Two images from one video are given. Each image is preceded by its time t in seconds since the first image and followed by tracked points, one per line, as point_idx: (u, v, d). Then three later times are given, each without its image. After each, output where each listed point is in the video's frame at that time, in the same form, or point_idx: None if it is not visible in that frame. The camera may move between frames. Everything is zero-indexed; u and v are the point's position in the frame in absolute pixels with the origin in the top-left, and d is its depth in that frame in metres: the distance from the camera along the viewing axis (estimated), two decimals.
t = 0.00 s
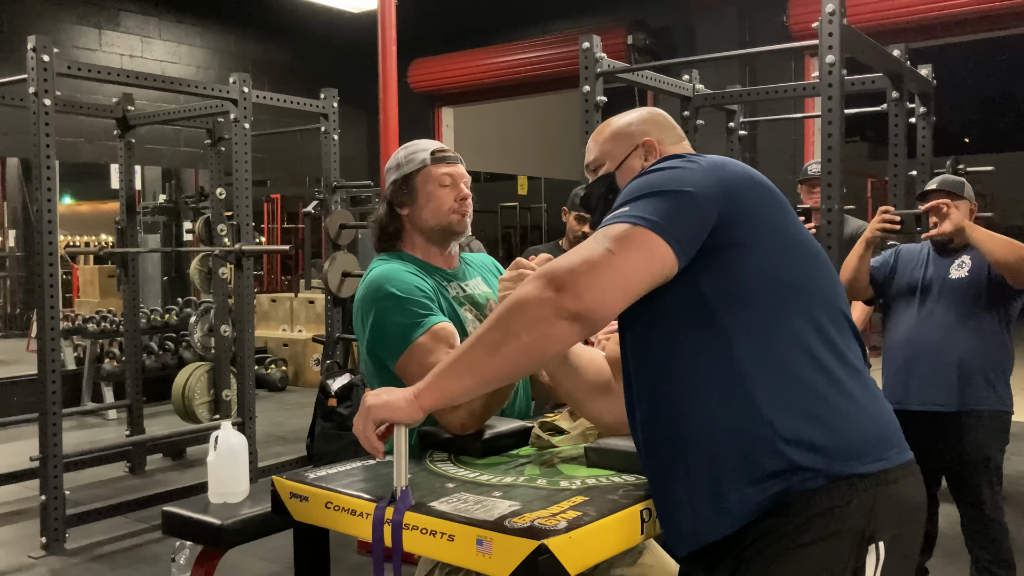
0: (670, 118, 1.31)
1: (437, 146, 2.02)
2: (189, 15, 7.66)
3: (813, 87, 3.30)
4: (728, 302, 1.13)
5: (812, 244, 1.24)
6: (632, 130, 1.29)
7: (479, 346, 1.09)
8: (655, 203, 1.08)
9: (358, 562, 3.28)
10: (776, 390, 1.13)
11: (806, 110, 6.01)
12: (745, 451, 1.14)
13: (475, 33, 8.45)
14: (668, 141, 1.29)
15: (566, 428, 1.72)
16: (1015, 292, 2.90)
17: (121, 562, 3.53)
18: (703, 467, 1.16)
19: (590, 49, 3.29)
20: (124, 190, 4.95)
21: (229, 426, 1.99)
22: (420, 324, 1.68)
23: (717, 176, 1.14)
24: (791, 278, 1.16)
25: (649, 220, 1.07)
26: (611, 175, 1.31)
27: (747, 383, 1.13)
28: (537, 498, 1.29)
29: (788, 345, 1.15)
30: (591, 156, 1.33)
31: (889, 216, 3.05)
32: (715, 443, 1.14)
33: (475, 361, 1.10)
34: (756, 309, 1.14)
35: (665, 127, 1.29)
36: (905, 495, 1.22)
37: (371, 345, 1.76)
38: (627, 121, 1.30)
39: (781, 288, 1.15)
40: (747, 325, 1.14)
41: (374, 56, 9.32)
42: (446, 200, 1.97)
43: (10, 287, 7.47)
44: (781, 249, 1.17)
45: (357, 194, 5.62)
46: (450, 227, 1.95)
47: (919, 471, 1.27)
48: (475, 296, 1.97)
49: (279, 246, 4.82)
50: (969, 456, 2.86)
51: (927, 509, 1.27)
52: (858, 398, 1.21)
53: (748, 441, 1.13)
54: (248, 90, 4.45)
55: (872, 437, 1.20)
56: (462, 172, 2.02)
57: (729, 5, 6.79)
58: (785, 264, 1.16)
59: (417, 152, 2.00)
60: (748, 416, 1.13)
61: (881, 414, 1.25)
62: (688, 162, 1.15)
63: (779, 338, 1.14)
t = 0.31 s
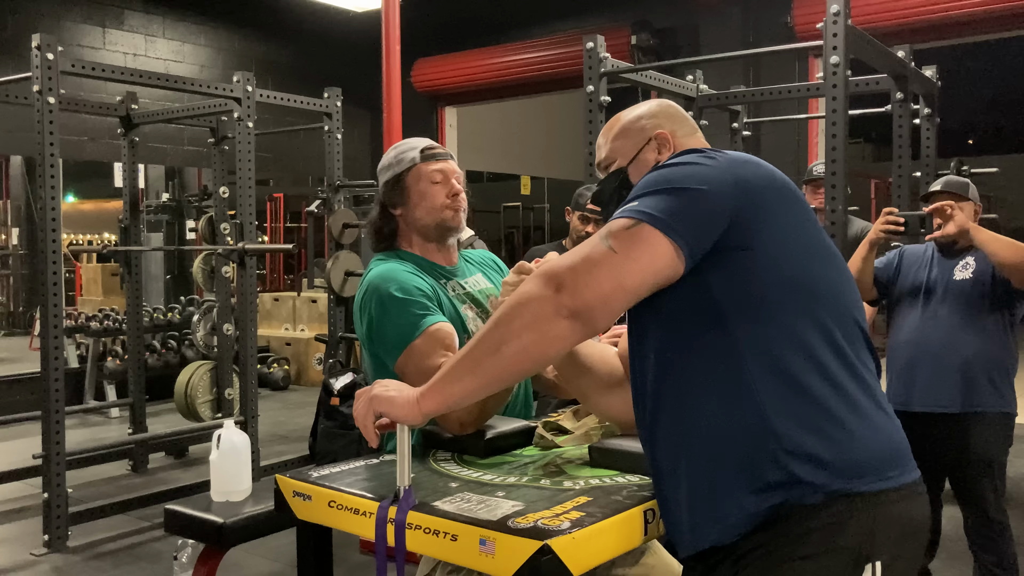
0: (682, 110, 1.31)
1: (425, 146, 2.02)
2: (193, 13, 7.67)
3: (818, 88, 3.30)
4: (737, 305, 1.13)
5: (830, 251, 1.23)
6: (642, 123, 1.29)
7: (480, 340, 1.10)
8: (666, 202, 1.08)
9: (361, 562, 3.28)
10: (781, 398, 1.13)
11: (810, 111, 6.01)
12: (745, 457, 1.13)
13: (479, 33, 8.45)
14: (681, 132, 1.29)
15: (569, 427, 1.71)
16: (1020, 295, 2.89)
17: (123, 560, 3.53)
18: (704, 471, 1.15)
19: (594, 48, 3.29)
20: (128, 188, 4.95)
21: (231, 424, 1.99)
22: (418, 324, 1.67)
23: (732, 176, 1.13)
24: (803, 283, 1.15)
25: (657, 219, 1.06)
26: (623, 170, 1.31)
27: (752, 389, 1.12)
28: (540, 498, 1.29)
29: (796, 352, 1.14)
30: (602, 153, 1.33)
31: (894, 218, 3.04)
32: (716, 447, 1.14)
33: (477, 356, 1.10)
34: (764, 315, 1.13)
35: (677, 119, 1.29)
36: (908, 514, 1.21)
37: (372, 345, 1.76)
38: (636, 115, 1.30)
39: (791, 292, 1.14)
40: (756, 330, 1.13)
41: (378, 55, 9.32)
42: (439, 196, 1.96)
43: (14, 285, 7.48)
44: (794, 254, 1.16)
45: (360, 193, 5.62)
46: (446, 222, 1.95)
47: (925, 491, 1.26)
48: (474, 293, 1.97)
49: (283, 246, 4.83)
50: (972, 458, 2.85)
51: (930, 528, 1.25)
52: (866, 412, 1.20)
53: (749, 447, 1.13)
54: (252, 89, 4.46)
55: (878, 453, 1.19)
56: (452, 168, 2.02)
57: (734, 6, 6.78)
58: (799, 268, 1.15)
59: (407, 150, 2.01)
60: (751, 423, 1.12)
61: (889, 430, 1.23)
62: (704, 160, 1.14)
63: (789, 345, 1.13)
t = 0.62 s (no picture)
0: (697, 105, 1.31)
1: (403, 143, 2.01)
2: (195, 13, 7.68)
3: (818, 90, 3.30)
4: (748, 319, 1.12)
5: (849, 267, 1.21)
6: (658, 120, 1.28)
7: (482, 340, 1.12)
8: (677, 212, 1.07)
9: (360, 562, 3.27)
10: (787, 414, 1.12)
11: (811, 112, 6.01)
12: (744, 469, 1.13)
13: (480, 34, 8.45)
14: (696, 129, 1.28)
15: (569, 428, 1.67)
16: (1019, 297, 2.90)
17: (123, 559, 3.53)
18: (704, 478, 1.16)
19: (594, 49, 3.29)
20: (129, 187, 4.95)
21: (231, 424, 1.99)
22: (420, 327, 1.67)
23: (746, 185, 1.12)
24: (818, 301, 1.13)
25: (665, 228, 1.06)
26: (640, 170, 1.30)
27: (756, 402, 1.12)
28: (540, 501, 1.29)
29: (805, 368, 1.12)
30: (615, 153, 1.33)
31: (893, 219, 3.05)
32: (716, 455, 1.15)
33: (478, 360, 1.12)
34: (774, 329, 1.12)
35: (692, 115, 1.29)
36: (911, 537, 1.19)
37: (374, 348, 1.76)
38: (651, 112, 1.29)
39: (804, 306, 1.12)
40: (766, 344, 1.12)
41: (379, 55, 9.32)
42: (423, 191, 1.96)
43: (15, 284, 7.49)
44: (808, 267, 1.14)
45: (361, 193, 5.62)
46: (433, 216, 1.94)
47: (930, 515, 1.23)
48: (472, 292, 1.95)
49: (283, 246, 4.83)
50: (972, 460, 2.85)
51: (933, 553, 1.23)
52: (875, 433, 1.19)
53: (750, 461, 1.13)
54: (253, 89, 4.46)
55: (883, 476, 1.17)
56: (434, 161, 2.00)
57: (735, 7, 6.78)
58: (814, 283, 1.14)
59: (385, 152, 1.99)
60: (753, 437, 1.12)
61: (897, 452, 1.21)
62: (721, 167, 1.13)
63: (798, 361, 1.12)
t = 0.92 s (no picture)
0: (731, 112, 1.20)
1: (420, 137, 1.92)
2: (195, 15, 7.68)
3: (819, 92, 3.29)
4: (765, 350, 1.04)
5: (885, 300, 1.12)
6: (688, 128, 1.18)
7: (487, 350, 1.10)
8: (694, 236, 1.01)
9: (360, 563, 3.28)
10: (802, 450, 1.04)
11: (811, 114, 6.02)
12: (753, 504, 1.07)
13: (480, 36, 8.46)
14: (730, 139, 1.18)
15: (571, 430, 1.72)
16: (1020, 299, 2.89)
17: (123, 560, 3.54)
18: (713, 506, 1.10)
19: (595, 51, 3.29)
20: (129, 189, 4.95)
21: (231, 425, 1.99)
22: (435, 326, 1.61)
23: (772, 208, 1.05)
24: (844, 334, 1.05)
25: (677, 251, 1.01)
26: (671, 186, 1.20)
27: (770, 436, 1.05)
28: (541, 504, 1.29)
29: (821, 403, 1.04)
30: (644, 167, 1.22)
31: (893, 221, 3.06)
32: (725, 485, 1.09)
33: (479, 369, 1.10)
34: (792, 361, 1.04)
35: (729, 126, 1.18)
36: None
37: (385, 342, 1.69)
38: (681, 120, 1.18)
39: (827, 338, 1.04)
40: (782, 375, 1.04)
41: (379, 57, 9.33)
42: (438, 189, 1.87)
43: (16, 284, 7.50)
44: (835, 297, 1.05)
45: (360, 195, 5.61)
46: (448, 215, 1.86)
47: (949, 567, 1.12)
48: (485, 292, 1.84)
49: (284, 248, 4.83)
50: (972, 462, 2.84)
51: None
52: (905, 482, 1.09)
53: (756, 492, 1.06)
54: (253, 90, 4.45)
55: (908, 529, 1.07)
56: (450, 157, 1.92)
57: (734, 9, 6.77)
58: (841, 314, 1.05)
59: (400, 147, 1.89)
60: (764, 472, 1.05)
61: (924, 501, 1.10)
62: (748, 187, 1.06)
63: (816, 396, 1.04)
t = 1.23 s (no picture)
0: (757, 133, 1.16)
1: (449, 133, 1.81)
2: (197, 16, 7.69)
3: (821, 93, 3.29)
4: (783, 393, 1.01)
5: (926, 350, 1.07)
6: (710, 154, 1.15)
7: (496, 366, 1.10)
8: (711, 274, 0.99)
9: (362, 564, 3.27)
10: (816, 497, 1.01)
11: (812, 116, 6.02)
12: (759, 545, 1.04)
13: (482, 37, 8.47)
14: (755, 163, 1.14)
15: (574, 431, 1.73)
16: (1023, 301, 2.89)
17: (125, 561, 3.53)
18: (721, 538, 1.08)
19: (597, 52, 3.29)
20: (131, 190, 4.96)
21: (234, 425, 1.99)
22: (449, 326, 1.54)
23: (796, 246, 1.01)
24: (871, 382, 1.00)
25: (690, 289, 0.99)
26: (693, 217, 1.18)
27: (783, 479, 1.02)
28: (545, 506, 1.29)
29: (840, 451, 1.00)
30: (666, 196, 1.20)
31: (896, 223, 3.06)
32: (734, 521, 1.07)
33: (483, 386, 1.10)
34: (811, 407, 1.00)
35: (752, 151, 1.15)
36: None
37: (396, 337, 1.63)
38: (703, 145, 1.15)
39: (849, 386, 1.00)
40: (800, 419, 1.01)
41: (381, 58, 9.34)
42: (460, 189, 1.77)
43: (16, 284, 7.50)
44: (860, 342, 1.01)
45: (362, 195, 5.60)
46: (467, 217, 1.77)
47: None
48: (499, 292, 1.75)
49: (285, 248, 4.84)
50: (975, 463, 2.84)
51: None
52: (930, 540, 1.03)
53: (774, 541, 1.03)
54: (255, 91, 4.45)
55: None
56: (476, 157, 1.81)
57: (736, 10, 6.77)
58: (867, 360, 1.01)
59: (426, 140, 1.79)
60: (774, 515, 1.02)
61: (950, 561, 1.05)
62: (779, 223, 1.03)
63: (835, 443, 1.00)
